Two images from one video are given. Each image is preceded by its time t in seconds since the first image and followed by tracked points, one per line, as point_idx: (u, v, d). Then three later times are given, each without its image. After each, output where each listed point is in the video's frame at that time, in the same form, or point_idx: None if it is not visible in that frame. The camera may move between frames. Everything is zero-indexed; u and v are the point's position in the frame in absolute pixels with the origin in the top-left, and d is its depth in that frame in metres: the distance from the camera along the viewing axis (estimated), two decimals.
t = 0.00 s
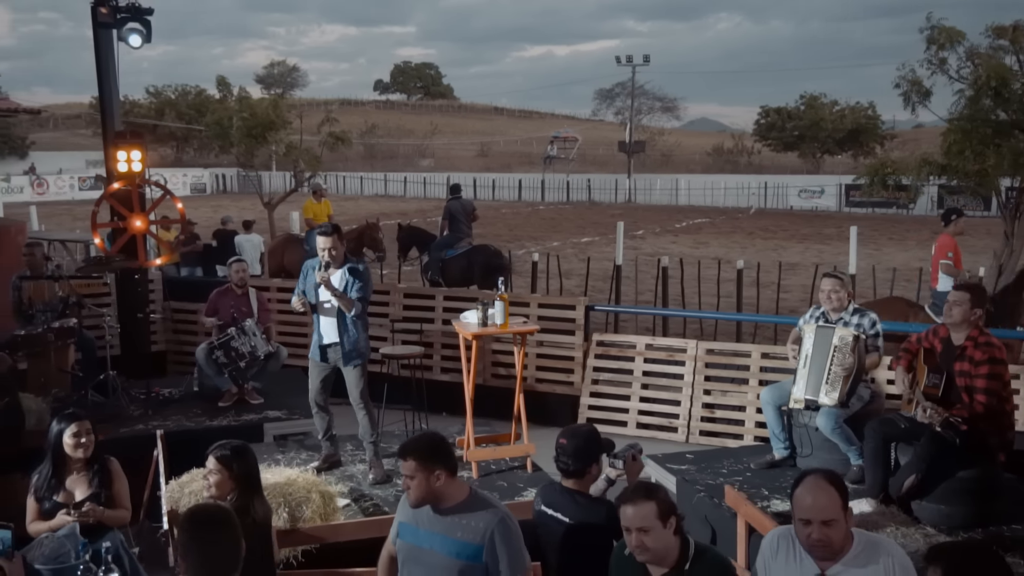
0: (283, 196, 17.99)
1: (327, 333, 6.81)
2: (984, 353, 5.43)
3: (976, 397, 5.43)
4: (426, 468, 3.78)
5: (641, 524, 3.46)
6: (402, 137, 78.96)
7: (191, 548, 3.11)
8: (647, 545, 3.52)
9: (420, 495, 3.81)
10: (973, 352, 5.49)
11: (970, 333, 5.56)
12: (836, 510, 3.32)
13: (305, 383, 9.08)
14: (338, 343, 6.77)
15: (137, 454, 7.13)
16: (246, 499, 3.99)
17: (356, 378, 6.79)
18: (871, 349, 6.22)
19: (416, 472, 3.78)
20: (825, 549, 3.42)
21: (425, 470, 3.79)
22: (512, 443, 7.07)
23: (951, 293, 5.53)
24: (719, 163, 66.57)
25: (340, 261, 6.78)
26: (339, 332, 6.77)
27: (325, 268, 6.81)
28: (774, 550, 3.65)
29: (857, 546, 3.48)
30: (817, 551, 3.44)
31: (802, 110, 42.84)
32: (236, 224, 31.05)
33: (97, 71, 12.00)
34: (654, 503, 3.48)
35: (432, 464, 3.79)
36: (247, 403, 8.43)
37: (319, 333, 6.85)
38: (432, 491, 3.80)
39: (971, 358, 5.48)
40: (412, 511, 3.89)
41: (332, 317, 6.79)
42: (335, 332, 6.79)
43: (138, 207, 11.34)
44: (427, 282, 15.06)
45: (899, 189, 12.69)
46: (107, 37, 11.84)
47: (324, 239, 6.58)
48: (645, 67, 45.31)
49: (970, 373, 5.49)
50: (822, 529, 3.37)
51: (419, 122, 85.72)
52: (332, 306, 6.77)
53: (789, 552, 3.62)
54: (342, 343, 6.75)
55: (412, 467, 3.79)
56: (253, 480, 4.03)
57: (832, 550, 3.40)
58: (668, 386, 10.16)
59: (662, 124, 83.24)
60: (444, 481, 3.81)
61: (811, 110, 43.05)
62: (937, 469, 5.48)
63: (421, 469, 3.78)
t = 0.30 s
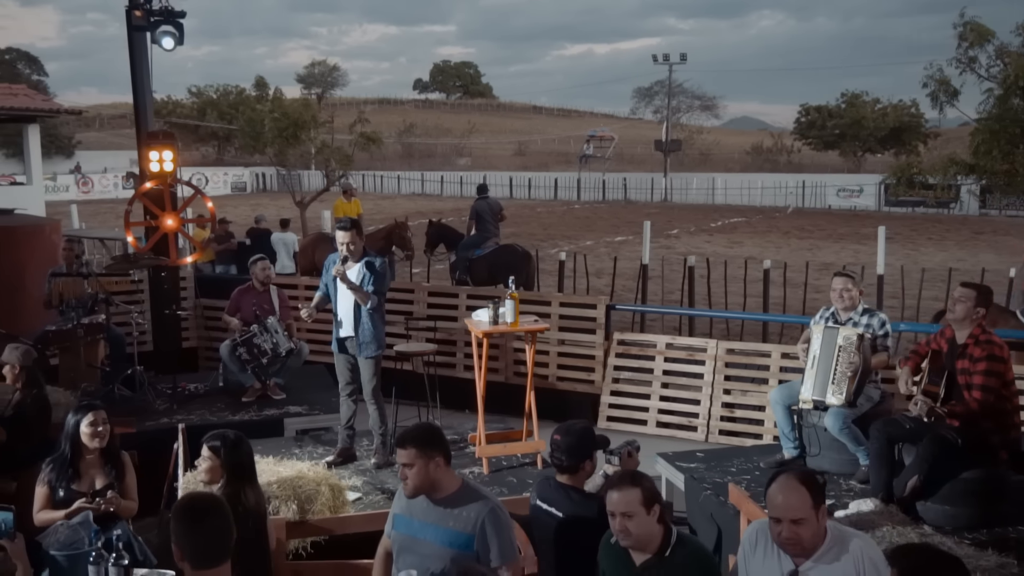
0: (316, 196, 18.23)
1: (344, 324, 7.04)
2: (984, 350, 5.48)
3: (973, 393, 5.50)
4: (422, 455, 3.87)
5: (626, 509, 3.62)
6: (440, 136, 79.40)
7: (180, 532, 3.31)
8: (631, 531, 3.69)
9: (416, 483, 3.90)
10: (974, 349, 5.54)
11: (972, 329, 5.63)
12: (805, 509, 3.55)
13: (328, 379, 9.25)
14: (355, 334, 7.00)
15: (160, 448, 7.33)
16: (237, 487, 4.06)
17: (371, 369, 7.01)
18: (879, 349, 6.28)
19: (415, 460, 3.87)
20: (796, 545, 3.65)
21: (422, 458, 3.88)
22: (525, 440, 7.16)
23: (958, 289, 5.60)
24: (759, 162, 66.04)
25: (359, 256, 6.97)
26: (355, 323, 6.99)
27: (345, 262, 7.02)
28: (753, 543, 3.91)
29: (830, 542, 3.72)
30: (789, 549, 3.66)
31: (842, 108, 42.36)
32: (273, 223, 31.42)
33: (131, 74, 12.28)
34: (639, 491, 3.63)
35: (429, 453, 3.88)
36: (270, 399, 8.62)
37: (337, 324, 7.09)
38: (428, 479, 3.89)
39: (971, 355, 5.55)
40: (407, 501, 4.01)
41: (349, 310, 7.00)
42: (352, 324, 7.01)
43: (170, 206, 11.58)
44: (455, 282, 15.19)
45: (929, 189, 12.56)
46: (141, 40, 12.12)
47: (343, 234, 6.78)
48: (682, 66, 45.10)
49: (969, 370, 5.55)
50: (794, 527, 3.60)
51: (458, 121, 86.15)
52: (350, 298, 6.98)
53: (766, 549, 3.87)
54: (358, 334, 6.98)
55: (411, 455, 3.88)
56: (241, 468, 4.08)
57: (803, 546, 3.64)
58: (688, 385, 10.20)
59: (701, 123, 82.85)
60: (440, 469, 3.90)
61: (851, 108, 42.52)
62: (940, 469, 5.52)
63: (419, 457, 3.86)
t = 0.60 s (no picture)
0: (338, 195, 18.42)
1: (359, 327, 7.22)
2: (979, 351, 5.55)
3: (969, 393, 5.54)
4: (415, 448, 3.96)
5: (607, 494, 3.77)
6: (468, 135, 79.72)
7: (176, 518, 3.45)
8: (609, 514, 3.82)
9: (411, 475, 4.00)
10: (969, 350, 5.61)
11: (968, 331, 5.69)
12: (779, 504, 3.66)
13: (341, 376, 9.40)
14: (370, 338, 7.15)
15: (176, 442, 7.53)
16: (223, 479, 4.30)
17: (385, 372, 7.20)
18: (877, 349, 6.34)
19: (409, 452, 3.96)
20: (769, 539, 3.77)
21: (416, 451, 3.98)
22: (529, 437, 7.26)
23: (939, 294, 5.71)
24: (788, 161, 65.81)
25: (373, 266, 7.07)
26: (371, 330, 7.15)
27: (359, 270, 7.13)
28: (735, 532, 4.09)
29: (807, 538, 3.87)
30: (764, 540, 3.80)
31: (871, 107, 42.04)
32: (299, 221, 31.75)
33: (155, 75, 12.50)
34: (621, 476, 3.79)
35: (423, 446, 3.98)
36: (284, 394, 8.77)
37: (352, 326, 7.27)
38: (421, 470, 4.00)
39: (966, 356, 5.61)
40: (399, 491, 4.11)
41: (365, 317, 7.16)
42: (368, 329, 7.18)
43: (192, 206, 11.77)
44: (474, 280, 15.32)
45: (946, 189, 12.50)
46: (165, 42, 12.34)
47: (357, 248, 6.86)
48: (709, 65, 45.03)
49: (965, 371, 5.61)
50: (767, 521, 3.72)
51: (486, 120, 86.49)
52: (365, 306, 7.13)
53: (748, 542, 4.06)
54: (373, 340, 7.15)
55: (406, 447, 3.97)
56: (235, 464, 4.34)
57: (772, 539, 3.75)
58: (700, 384, 10.26)
59: (730, 122, 82.60)
60: (433, 460, 4.01)
61: (881, 107, 42.14)
62: (937, 468, 5.54)
63: (414, 449, 3.95)
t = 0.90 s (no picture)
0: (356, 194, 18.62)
1: (360, 316, 7.38)
2: (970, 348, 5.58)
3: (960, 390, 5.58)
4: (406, 439, 4.05)
5: (589, 480, 3.89)
6: (492, 135, 79.90)
7: (171, 501, 3.51)
8: (591, 501, 3.93)
9: (401, 465, 4.09)
10: (961, 347, 5.64)
11: (961, 328, 5.73)
12: (759, 495, 3.76)
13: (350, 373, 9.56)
14: (372, 326, 7.33)
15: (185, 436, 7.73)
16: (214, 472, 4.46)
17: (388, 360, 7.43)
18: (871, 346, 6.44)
19: (400, 443, 4.05)
20: (751, 528, 3.87)
21: (406, 442, 4.07)
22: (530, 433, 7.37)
23: (942, 290, 5.73)
24: (813, 159, 65.46)
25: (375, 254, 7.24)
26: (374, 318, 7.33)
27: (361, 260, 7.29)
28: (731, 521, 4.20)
29: (794, 531, 3.95)
30: (747, 529, 3.90)
31: (896, 105, 41.79)
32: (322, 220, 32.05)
33: (173, 76, 12.71)
34: (605, 464, 3.91)
35: (414, 437, 4.07)
36: (294, 390, 8.94)
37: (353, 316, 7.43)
38: (411, 461, 4.10)
39: (959, 353, 5.64)
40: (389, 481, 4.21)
41: (368, 306, 7.33)
42: (370, 318, 7.35)
43: (208, 205, 11.94)
44: (488, 279, 15.47)
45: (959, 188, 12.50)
46: (183, 43, 12.55)
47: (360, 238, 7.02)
48: (732, 63, 44.91)
49: (957, 367, 5.64)
50: (748, 510, 3.83)
51: (509, 119, 86.57)
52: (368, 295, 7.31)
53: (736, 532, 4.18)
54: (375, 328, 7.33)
55: (396, 439, 4.06)
56: (223, 457, 4.50)
57: (753, 528, 3.86)
58: (707, 382, 10.32)
59: (755, 121, 82.24)
60: (423, 450, 4.11)
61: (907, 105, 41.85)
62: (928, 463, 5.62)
63: (405, 441, 4.05)
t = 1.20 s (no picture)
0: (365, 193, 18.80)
1: (353, 315, 7.64)
2: (954, 351, 5.63)
3: (943, 392, 5.65)
4: (389, 431, 4.13)
5: (565, 467, 4.00)
6: (505, 134, 80.08)
7: (159, 489, 3.52)
8: (566, 489, 4.03)
9: (384, 456, 4.18)
10: (945, 349, 5.70)
11: (944, 331, 5.79)
12: (742, 488, 3.62)
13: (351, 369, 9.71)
14: (363, 326, 7.59)
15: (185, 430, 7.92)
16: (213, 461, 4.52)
17: (379, 357, 7.63)
18: (857, 344, 6.54)
19: (383, 435, 4.13)
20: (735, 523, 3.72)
21: (389, 434, 4.16)
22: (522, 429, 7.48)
23: (925, 294, 5.79)
24: (827, 158, 65.23)
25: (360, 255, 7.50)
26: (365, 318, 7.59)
27: (348, 261, 7.56)
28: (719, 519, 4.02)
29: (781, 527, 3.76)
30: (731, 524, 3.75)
31: (909, 104, 41.70)
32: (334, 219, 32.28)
33: (181, 78, 12.89)
34: (581, 452, 4.03)
35: (396, 429, 4.15)
36: (295, 386, 9.10)
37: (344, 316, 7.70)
38: (393, 451, 4.18)
39: (942, 355, 5.69)
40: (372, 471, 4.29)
41: (358, 306, 7.59)
42: (361, 317, 7.61)
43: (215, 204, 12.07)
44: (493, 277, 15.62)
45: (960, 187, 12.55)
46: (190, 45, 12.74)
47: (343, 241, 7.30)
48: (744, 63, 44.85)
49: (939, 370, 5.71)
50: (732, 503, 3.68)
51: (523, 118, 86.68)
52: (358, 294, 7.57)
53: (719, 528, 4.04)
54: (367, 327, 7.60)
55: (379, 431, 4.14)
56: (221, 444, 4.56)
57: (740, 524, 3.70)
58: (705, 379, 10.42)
59: (769, 120, 82.03)
60: (405, 441, 4.20)
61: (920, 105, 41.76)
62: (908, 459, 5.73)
63: (388, 432, 4.13)
